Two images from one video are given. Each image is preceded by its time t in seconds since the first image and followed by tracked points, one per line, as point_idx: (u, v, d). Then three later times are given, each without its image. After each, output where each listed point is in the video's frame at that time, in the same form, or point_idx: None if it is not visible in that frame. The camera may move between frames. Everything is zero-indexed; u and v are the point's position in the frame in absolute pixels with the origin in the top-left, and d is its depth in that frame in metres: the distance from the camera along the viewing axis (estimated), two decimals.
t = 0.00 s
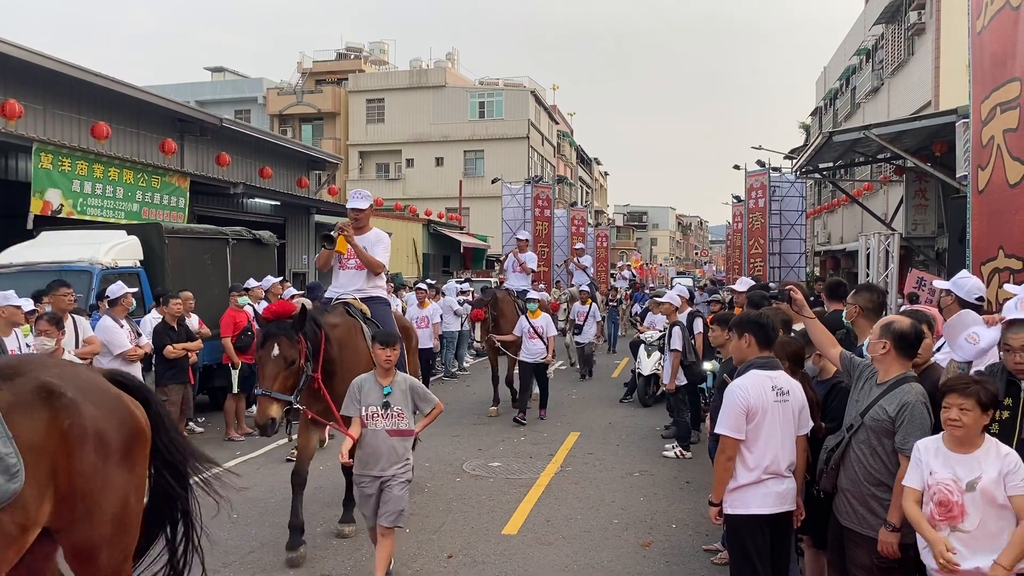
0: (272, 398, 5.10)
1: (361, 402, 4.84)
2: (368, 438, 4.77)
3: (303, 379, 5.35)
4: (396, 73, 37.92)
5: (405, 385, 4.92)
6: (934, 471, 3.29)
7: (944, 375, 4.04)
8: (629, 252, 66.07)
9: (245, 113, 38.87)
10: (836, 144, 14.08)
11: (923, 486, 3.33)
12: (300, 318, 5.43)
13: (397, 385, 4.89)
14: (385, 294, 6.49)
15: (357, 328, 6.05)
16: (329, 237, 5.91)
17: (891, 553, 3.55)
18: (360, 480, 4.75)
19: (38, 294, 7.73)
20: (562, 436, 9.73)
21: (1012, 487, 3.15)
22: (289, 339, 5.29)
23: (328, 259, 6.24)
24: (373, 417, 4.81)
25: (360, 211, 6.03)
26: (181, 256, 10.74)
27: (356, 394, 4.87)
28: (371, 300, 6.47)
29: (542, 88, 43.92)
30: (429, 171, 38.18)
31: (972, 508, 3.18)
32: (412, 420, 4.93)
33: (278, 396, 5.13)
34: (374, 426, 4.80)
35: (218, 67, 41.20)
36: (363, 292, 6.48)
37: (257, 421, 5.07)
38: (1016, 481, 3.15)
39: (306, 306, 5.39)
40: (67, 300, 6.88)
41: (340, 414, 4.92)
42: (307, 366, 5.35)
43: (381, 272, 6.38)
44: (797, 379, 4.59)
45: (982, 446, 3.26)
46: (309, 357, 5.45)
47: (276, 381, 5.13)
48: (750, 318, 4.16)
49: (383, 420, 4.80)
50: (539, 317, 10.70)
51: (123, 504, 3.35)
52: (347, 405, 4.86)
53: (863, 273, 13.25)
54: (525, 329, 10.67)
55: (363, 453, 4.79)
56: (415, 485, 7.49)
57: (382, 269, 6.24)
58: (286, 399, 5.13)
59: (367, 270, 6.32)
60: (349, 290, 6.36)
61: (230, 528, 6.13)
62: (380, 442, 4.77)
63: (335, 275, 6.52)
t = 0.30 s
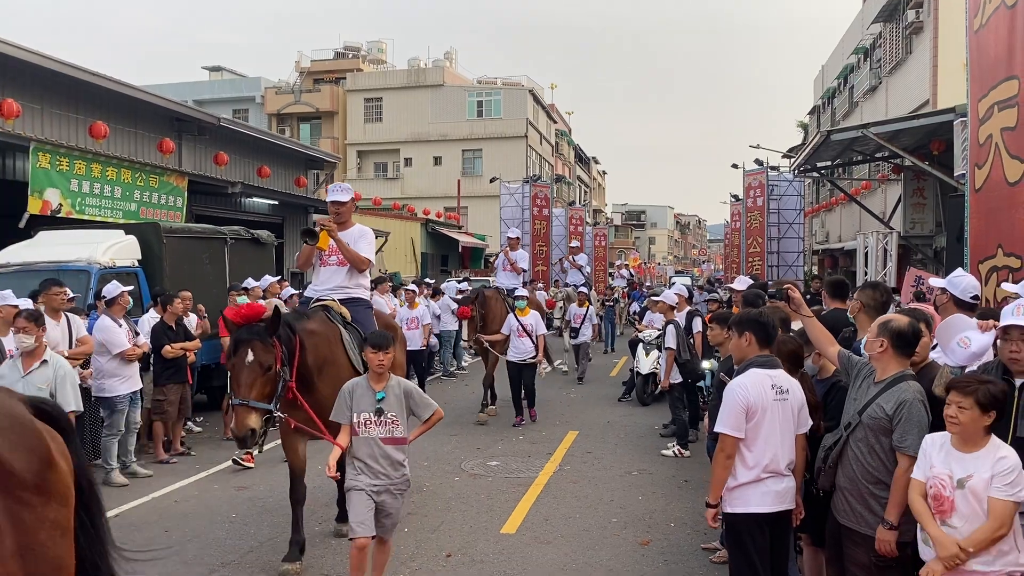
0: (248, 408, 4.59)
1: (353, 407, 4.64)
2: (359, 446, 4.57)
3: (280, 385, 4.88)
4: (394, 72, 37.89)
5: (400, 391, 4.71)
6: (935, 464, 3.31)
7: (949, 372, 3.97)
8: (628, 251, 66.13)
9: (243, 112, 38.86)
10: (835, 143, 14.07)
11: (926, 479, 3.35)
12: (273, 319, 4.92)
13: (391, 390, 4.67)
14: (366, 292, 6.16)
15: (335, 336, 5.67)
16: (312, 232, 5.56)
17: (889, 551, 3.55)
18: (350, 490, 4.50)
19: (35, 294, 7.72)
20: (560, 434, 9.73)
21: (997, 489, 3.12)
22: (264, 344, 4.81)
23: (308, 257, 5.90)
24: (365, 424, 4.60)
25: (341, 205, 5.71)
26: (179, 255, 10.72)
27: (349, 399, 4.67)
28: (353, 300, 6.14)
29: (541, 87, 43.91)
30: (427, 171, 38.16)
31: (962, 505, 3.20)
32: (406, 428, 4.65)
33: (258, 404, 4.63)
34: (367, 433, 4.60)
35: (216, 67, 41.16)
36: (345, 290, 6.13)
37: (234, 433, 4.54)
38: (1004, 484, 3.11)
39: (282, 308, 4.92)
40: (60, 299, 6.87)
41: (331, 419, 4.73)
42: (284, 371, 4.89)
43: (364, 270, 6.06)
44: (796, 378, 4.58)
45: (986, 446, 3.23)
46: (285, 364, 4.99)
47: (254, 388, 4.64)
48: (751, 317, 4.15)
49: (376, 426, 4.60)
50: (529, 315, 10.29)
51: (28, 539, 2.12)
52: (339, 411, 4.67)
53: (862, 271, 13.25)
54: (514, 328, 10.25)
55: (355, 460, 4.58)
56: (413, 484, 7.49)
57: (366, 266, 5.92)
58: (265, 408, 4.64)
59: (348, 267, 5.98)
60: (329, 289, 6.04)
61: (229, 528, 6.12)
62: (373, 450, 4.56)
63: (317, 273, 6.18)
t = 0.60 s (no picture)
0: (232, 425, 4.28)
1: (339, 417, 4.16)
2: (345, 459, 4.09)
3: (263, 397, 4.56)
4: (393, 72, 37.88)
5: (390, 398, 4.21)
6: (937, 463, 3.34)
7: (948, 377, 3.89)
8: (628, 251, 66.13)
9: (243, 112, 38.91)
10: (835, 142, 14.07)
11: (929, 477, 3.37)
12: (255, 326, 4.57)
13: (380, 398, 4.18)
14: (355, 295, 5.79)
15: (314, 336, 5.28)
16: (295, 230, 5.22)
17: (887, 550, 3.56)
18: (337, 509, 4.05)
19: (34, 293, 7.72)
20: (560, 434, 9.74)
21: (993, 491, 3.10)
22: (247, 353, 4.47)
23: (291, 257, 5.56)
24: (352, 436, 4.12)
25: (324, 201, 5.41)
26: (178, 255, 10.70)
27: (334, 409, 4.20)
28: (339, 303, 5.75)
29: (540, 87, 43.89)
30: (427, 170, 38.16)
31: (960, 505, 3.20)
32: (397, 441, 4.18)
33: (240, 421, 4.31)
34: (354, 445, 4.12)
35: (216, 66, 41.20)
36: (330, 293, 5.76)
37: (217, 452, 4.23)
38: (1001, 486, 3.09)
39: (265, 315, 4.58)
40: (56, 299, 6.90)
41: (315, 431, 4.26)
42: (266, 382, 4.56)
43: (352, 270, 5.69)
44: (794, 378, 4.58)
45: (987, 447, 3.21)
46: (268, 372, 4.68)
47: (237, 403, 4.31)
48: (751, 316, 4.15)
49: (364, 438, 4.11)
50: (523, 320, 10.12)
51: None
52: (324, 421, 4.20)
53: (861, 271, 13.26)
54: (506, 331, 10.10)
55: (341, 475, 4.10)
56: (413, 483, 7.49)
57: (353, 266, 5.56)
58: (248, 424, 4.32)
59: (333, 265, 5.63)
60: (313, 290, 5.67)
61: (229, 527, 6.12)
62: (360, 464, 4.08)
63: (300, 274, 5.80)
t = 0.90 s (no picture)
0: (224, 425, 4.07)
1: (325, 431, 3.94)
2: (331, 476, 3.91)
3: (253, 398, 4.35)
4: (394, 72, 37.90)
5: (382, 411, 3.98)
6: (941, 463, 3.35)
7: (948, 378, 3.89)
8: (629, 251, 66.08)
9: (244, 111, 38.97)
10: (835, 142, 14.06)
11: (935, 476, 3.38)
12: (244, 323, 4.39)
13: (371, 411, 3.95)
14: (341, 296, 5.52)
15: (299, 339, 5.04)
16: (274, 221, 4.91)
17: (887, 550, 3.55)
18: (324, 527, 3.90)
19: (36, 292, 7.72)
20: (561, 433, 9.73)
21: (994, 493, 3.09)
22: (237, 350, 4.29)
23: (275, 253, 5.20)
24: (339, 452, 3.92)
25: (313, 196, 5.24)
26: (178, 255, 10.70)
27: (320, 421, 3.98)
28: (323, 303, 5.47)
29: (541, 87, 43.89)
30: (428, 170, 38.17)
31: (960, 505, 3.21)
32: (386, 457, 3.97)
33: (231, 421, 4.10)
34: (341, 461, 3.92)
35: (217, 66, 41.26)
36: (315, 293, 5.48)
37: (208, 455, 3.99)
38: (1002, 487, 3.08)
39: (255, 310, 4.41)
40: (59, 299, 6.87)
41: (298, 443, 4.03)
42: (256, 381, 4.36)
43: (338, 269, 5.41)
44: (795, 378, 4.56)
45: (992, 448, 3.19)
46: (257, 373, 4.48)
47: (228, 402, 4.12)
48: (752, 315, 4.14)
49: (352, 454, 3.91)
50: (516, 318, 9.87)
51: None
52: (308, 433, 3.98)
53: (862, 271, 13.26)
54: (500, 330, 10.04)
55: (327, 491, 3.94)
56: (413, 483, 7.50)
57: (337, 264, 5.26)
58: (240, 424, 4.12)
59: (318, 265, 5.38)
60: (297, 290, 5.41)
61: (229, 527, 6.12)
62: (348, 482, 3.89)
63: (285, 271, 5.53)
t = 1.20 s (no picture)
0: (206, 454, 3.56)
1: (309, 444, 3.64)
2: (314, 493, 3.58)
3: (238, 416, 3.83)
4: (396, 73, 37.92)
5: (372, 424, 3.64)
6: (944, 463, 3.36)
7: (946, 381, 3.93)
8: (632, 252, 66.10)
9: (246, 112, 39.05)
10: (838, 142, 14.03)
11: (937, 476, 3.39)
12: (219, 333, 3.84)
13: (359, 423, 3.62)
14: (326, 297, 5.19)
15: (286, 340, 4.68)
16: (256, 216, 4.73)
17: (888, 551, 3.55)
18: (306, 552, 3.55)
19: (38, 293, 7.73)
20: (563, 434, 9.73)
21: (997, 494, 3.08)
22: (213, 370, 3.73)
23: (256, 250, 4.96)
24: (324, 467, 3.59)
25: (298, 190, 4.93)
26: (180, 255, 10.72)
27: (305, 432, 3.67)
28: (308, 305, 5.14)
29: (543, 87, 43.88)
30: (430, 170, 38.19)
31: (962, 505, 3.21)
32: (377, 473, 3.63)
33: (215, 447, 3.59)
34: (325, 477, 3.59)
35: (219, 67, 41.33)
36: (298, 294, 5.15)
37: (193, 490, 3.49)
38: (1004, 488, 3.07)
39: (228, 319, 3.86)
40: (63, 299, 6.91)
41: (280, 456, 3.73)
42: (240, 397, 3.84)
43: (323, 269, 5.09)
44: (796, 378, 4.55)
45: (995, 449, 3.18)
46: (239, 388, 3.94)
47: (208, 428, 3.58)
48: (754, 315, 4.14)
49: (338, 470, 3.58)
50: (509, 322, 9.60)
51: None
52: (292, 447, 3.67)
53: (864, 271, 13.23)
54: (492, 336, 9.59)
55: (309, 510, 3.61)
56: (414, 483, 7.50)
57: (324, 264, 4.96)
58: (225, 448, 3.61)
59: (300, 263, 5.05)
60: (280, 291, 5.07)
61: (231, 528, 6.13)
62: (331, 500, 3.55)
63: (267, 271, 5.19)
